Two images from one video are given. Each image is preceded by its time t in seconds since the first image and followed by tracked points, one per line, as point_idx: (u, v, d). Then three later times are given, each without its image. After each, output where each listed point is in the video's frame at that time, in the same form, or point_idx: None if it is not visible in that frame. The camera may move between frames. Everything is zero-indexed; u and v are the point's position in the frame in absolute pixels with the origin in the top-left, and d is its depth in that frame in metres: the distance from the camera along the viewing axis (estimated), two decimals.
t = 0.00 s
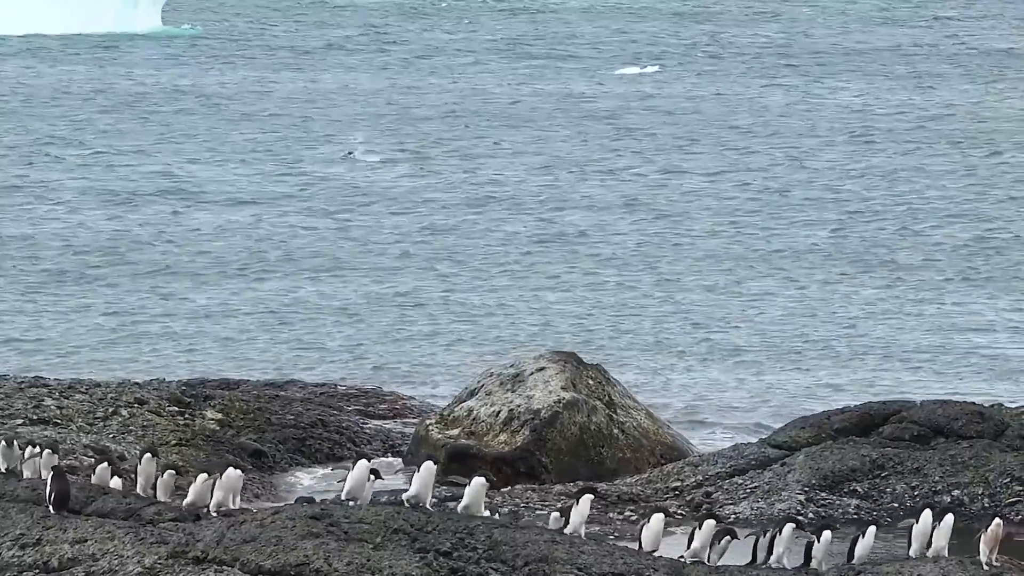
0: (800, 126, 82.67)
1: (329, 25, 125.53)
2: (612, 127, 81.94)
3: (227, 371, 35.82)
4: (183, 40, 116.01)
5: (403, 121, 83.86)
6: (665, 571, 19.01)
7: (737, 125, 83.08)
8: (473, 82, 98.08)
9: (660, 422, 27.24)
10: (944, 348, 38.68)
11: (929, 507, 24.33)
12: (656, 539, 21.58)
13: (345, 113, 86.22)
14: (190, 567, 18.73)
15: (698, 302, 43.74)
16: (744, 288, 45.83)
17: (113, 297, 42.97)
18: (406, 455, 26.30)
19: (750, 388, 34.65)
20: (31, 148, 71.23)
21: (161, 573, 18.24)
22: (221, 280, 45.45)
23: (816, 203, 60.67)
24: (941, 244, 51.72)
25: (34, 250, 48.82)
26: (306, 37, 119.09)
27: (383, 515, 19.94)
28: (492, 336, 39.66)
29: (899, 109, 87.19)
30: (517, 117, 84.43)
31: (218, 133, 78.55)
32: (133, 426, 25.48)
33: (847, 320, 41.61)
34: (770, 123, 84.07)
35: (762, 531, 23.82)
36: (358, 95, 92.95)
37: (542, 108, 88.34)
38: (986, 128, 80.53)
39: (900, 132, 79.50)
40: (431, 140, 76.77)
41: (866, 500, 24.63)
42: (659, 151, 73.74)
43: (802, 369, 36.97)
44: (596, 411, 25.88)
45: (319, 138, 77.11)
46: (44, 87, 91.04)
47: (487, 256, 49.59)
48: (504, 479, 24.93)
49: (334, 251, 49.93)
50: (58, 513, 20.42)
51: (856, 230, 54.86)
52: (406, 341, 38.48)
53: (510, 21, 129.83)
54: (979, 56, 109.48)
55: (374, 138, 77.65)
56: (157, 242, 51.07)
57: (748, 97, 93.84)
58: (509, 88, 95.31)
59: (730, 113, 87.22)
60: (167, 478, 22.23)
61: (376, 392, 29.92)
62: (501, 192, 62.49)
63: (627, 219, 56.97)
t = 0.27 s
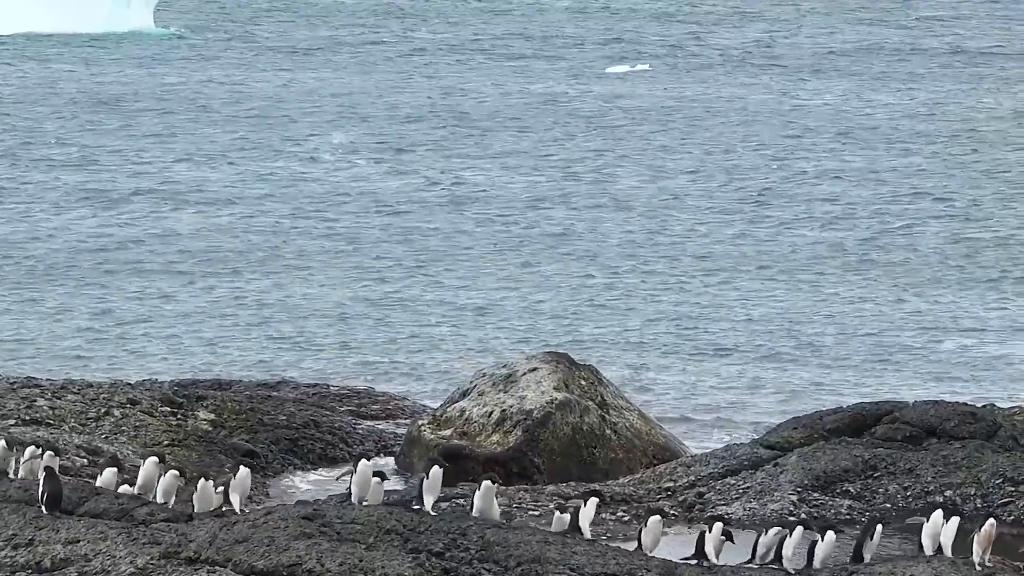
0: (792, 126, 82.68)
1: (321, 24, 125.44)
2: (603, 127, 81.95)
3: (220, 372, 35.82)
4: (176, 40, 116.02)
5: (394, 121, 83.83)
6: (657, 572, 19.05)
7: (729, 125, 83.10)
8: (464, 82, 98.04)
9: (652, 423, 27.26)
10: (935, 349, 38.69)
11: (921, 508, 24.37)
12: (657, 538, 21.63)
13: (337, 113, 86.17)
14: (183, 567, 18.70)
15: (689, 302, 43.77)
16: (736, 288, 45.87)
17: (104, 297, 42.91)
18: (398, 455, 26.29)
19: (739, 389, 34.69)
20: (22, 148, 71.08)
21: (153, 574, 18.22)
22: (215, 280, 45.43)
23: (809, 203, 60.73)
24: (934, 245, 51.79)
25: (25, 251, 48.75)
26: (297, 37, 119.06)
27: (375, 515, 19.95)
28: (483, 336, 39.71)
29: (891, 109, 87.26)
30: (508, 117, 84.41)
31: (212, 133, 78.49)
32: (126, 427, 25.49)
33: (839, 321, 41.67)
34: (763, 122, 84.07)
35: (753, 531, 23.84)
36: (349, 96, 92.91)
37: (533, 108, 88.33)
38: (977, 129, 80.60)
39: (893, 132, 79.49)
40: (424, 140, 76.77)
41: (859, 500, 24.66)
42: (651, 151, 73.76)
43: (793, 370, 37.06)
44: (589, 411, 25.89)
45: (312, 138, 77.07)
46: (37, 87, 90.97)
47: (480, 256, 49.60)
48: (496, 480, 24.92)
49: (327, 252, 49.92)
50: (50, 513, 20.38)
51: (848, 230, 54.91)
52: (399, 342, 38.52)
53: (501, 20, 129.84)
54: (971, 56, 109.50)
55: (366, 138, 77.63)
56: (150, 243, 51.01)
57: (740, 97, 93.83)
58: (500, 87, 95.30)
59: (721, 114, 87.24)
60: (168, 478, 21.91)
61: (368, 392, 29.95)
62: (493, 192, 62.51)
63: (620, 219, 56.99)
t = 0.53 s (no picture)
0: (784, 126, 82.72)
1: (313, 24, 125.39)
2: (595, 128, 81.95)
3: (212, 372, 35.79)
4: (168, 40, 116.10)
5: (386, 121, 83.78)
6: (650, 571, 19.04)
7: (721, 125, 83.10)
8: (454, 83, 98.00)
9: (646, 423, 27.26)
10: (927, 350, 38.70)
11: (913, 509, 24.39)
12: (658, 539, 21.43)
13: (328, 113, 86.12)
14: (175, 567, 18.67)
15: (682, 302, 43.79)
16: (728, 288, 45.90)
17: (96, 297, 42.85)
18: (392, 455, 26.27)
19: (728, 389, 34.69)
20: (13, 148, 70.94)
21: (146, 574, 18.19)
22: (208, 281, 45.41)
23: (801, 203, 60.75)
24: (926, 246, 51.85)
25: (17, 253, 48.66)
26: (288, 38, 118.95)
27: (368, 515, 19.91)
28: (475, 337, 39.71)
29: (881, 110, 87.34)
30: (500, 117, 84.40)
31: (205, 133, 78.46)
32: (119, 427, 25.50)
33: (831, 321, 41.68)
34: (756, 122, 84.09)
35: (746, 531, 23.86)
36: (340, 96, 92.81)
37: (524, 108, 88.32)
38: (968, 128, 80.69)
39: (887, 132, 79.52)
40: (417, 141, 76.77)
41: (852, 500, 24.67)
42: (643, 151, 73.75)
43: (784, 369, 37.06)
44: (582, 412, 25.89)
45: (304, 139, 77.02)
46: (30, 87, 90.87)
47: (473, 257, 49.61)
48: (490, 480, 24.90)
49: (320, 252, 49.90)
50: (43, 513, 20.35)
51: (842, 230, 54.93)
52: (392, 343, 38.52)
53: (491, 19, 129.95)
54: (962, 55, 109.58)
55: (358, 138, 77.55)
56: (142, 244, 50.97)
57: (732, 97, 93.83)
58: (491, 88, 95.27)
59: (713, 114, 87.25)
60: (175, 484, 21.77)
61: (361, 392, 29.96)
62: (486, 192, 62.50)
63: (613, 220, 56.98)
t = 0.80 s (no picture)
0: (776, 127, 82.75)
1: (302, 24, 125.34)
2: (587, 129, 81.97)
3: (205, 373, 35.74)
4: (157, 41, 116.06)
5: (378, 121, 83.75)
6: (643, 571, 19.02)
7: (713, 126, 83.12)
8: (446, 83, 97.98)
9: (639, 423, 27.27)
10: (918, 350, 38.72)
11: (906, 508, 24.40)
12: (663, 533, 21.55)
13: (321, 113, 86.06)
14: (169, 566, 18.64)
15: (675, 302, 43.78)
16: (720, 288, 45.89)
17: (88, 298, 42.78)
18: (385, 455, 26.28)
19: (719, 388, 34.68)
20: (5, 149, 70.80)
21: (139, 574, 18.16)
22: (200, 281, 45.41)
23: (794, 204, 60.76)
24: (919, 246, 51.87)
25: (9, 254, 48.57)
26: (280, 39, 118.91)
27: (361, 515, 19.88)
28: (467, 337, 39.71)
29: (873, 110, 87.43)
30: (492, 118, 84.38)
31: (196, 134, 78.43)
32: (112, 427, 25.49)
33: (823, 321, 41.68)
34: (748, 123, 84.11)
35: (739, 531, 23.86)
36: (332, 96, 92.76)
37: (516, 108, 88.33)
38: (959, 127, 80.78)
39: (877, 134, 79.60)
40: (410, 142, 76.75)
41: (845, 500, 24.68)
42: (636, 152, 73.73)
43: (776, 369, 37.06)
44: (575, 412, 25.91)
45: (297, 138, 76.97)
46: (21, 87, 90.82)
47: (465, 256, 49.59)
48: (483, 480, 24.91)
49: (313, 253, 49.88)
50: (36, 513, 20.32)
51: (834, 230, 54.95)
52: (385, 344, 38.49)
53: (479, 20, 129.99)
54: (951, 55, 109.68)
55: (351, 139, 77.50)
56: (135, 246, 50.91)
57: (723, 97, 93.86)
58: (483, 88, 95.26)
59: (705, 114, 87.30)
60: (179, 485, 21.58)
61: (355, 392, 29.96)
62: (478, 193, 62.49)
63: (606, 221, 56.97)
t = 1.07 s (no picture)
0: (769, 126, 82.74)
1: (293, 25, 125.19)
2: (580, 129, 81.93)
3: (198, 373, 35.69)
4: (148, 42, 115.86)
5: (370, 121, 83.69)
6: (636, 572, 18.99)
7: (706, 125, 83.10)
8: (437, 84, 97.95)
9: (632, 423, 27.27)
10: (911, 351, 38.74)
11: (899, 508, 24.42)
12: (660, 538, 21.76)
13: (313, 113, 85.99)
14: (162, 567, 18.63)
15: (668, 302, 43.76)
16: (713, 288, 45.88)
17: (81, 298, 42.70)
18: (379, 455, 26.27)
19: (710, 390, 34.67)
20: None
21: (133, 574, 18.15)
22: (193, 281, 45.36)
23: (788, 203, 60.75)
24: (911, 246, 51.88)
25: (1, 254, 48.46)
26: (271, 40, 118.81)
27: (354, 515, 19.83)
28: (460, 338, 39.69)
29: (866, 110, 87.44)
30: (485, 118, 84.35)
31: (189, 133, 78.33)
32: (106, 427, 25.48)
33: (815, 321, 41.67)
34: (741, 122, 84.10)
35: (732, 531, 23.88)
36: (324, 95, 92.66)
37: (509, 108, 88.30)
38: (951, 126, 80.81)
39: (870, 133, 79.60)
40: (403, 142, 76.68)
41: (839, 500, 24.69)
42: (629, 151, 73.71)
43: (769, 370, 37.04)
44: (569, 412, 25.90)
45: (289, 138, 76.90)
46: (15, 87, 90.72)
47: (458, 257, 49.56)
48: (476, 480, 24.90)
49: (305, 253, 49.83)
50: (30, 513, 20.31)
51: (828, 230, 54.93)
52: (378, 344, 38.47)
53: (471, 20, 129.92)
54: (942, 55, 109.68)
55: (344, 138, 77.43)
56: (128, 246, 50.83)
57: (715, 97, 93.84)
58: (475, 88, 95.22)
59: (697, 114, 87.28)
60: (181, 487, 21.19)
61: (348, 392, 29.97)
62: (472, 193, 62.46)
63: (599, 220, 56.93)
